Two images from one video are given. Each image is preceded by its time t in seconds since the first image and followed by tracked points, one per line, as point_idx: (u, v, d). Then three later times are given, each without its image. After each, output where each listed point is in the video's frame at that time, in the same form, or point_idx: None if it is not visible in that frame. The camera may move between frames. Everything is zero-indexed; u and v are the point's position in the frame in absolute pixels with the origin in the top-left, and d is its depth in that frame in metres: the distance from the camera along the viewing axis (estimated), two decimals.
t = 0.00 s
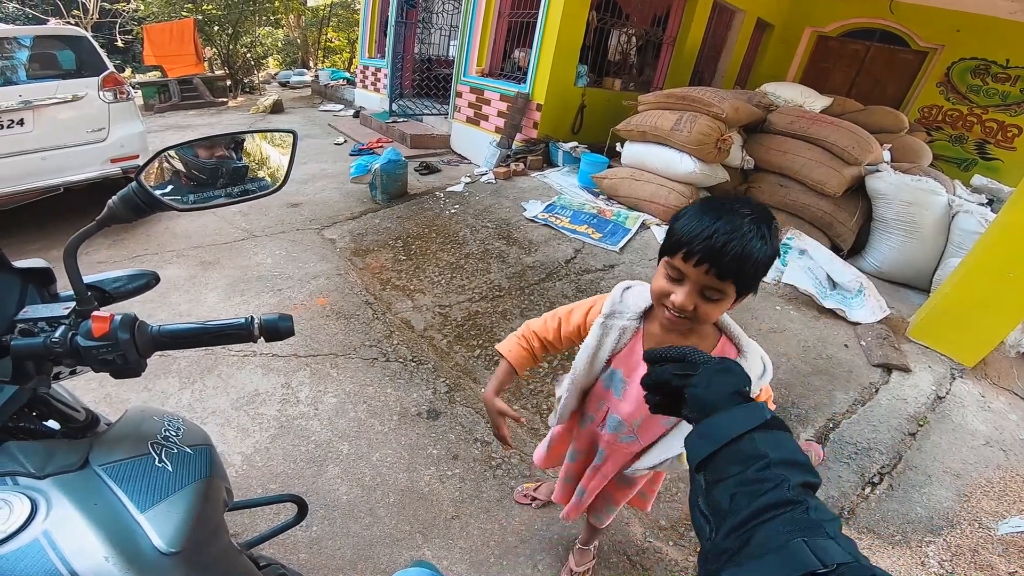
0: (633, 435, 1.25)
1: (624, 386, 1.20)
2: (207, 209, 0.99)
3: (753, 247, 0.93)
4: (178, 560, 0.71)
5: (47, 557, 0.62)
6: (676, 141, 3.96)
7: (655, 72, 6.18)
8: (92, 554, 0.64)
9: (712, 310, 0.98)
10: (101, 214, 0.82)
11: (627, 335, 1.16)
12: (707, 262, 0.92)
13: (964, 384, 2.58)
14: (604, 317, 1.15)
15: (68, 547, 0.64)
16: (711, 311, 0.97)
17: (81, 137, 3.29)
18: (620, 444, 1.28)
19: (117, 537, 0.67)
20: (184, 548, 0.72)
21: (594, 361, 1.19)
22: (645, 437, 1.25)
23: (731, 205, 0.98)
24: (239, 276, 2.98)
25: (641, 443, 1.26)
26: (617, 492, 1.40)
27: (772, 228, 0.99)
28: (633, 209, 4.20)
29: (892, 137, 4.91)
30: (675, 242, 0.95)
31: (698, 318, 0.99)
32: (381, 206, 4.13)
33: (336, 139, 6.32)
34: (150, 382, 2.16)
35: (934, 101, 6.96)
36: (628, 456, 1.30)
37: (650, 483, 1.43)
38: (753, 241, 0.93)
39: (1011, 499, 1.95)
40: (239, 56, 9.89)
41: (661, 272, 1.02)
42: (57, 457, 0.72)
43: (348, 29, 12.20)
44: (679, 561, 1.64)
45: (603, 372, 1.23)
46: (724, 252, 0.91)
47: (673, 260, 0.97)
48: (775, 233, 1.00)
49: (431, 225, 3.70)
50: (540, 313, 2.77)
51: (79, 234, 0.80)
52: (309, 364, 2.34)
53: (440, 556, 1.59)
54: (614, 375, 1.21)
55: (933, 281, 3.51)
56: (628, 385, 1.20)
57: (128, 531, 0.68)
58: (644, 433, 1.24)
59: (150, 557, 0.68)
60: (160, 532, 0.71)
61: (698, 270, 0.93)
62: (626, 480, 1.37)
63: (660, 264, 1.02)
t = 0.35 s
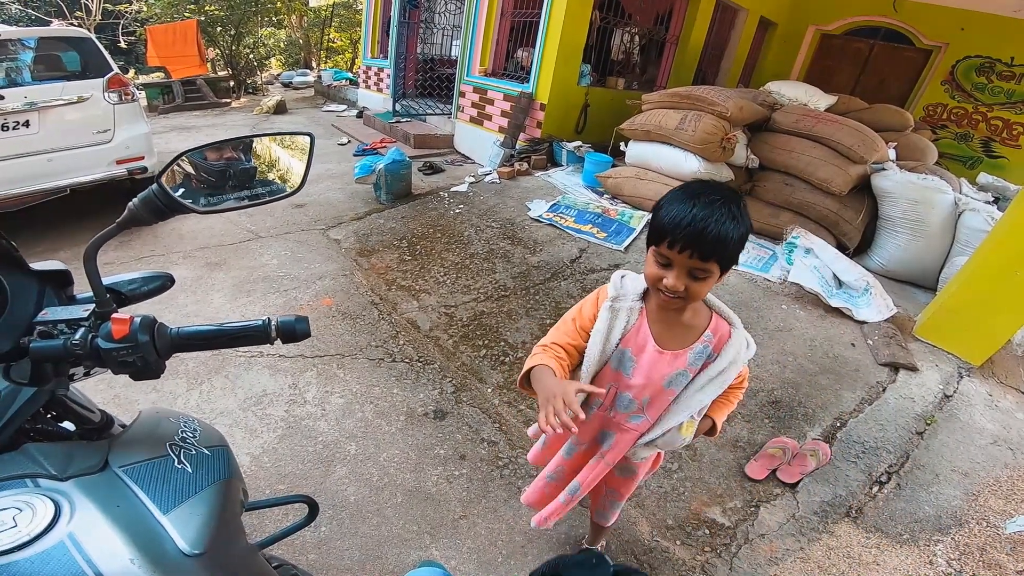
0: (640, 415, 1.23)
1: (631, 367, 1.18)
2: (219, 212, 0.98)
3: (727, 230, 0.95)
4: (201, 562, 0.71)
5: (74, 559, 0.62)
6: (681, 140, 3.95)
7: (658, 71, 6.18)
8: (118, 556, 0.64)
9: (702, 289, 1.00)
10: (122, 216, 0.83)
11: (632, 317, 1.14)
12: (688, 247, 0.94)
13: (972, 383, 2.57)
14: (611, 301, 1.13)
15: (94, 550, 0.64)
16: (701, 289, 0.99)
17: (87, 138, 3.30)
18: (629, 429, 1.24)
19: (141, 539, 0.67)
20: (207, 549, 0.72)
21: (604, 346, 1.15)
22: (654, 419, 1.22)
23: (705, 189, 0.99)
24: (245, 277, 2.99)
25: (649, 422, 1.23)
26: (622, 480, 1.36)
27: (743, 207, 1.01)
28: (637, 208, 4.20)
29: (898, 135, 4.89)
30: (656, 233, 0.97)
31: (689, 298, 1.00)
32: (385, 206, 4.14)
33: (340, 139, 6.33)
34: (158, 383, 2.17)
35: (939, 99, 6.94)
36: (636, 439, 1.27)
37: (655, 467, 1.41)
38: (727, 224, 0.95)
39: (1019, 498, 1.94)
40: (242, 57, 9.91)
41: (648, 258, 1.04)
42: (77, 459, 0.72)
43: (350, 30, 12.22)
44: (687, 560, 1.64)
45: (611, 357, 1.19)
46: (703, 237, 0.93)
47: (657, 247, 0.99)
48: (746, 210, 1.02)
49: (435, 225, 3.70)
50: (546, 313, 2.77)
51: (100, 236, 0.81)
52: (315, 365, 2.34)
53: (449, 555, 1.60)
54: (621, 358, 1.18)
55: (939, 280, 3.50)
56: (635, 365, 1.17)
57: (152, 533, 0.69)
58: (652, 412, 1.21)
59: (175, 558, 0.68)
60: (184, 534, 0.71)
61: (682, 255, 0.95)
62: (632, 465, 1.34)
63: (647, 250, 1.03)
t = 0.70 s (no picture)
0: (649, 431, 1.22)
1: (643, 392, 1.14)
2: (218, 214, 0.98)
3: (759, 262, 0.88)
4: (197, 563, 0.71)
5: (69, 559, 0.62)
6: (683, 142, 3.95)
7: (661, 72, 6.18)
8: (114, 558, 0.64)
9: (721, 322, 0.95)
10: (119, 219, 0.83)
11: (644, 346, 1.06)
12: (716, 285, 0.88)
13: (976, 385, 2.56)
14: (622, 335, 1.03)
15: (90, 551, 0.64)
16: (721, 322, 0.94)
17: (91, 140, 3.32)
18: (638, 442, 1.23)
19: (138, 541, 0.68)
20: (203, 550, 0.72)
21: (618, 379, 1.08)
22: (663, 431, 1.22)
23: (735, 212, 0.91)
24: (248, 279, 3.00)
25: (658, 437, 1.23)
26: (628, 487, 1.37)
27: (773, 231, 0.93)
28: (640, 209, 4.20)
29: (902, 136, 4.87)
30: (683, 267, 0.89)
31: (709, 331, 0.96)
32: (388, 208, 4.15)
33: (343, 141, 6.35)
34: (161, 384, 2.18)
35: (943, 100, 6.91)
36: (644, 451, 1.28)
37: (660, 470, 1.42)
38: (759, 255, 0.88)
39: None
40: (245, 59, 9.96)
41: (668, 288, 0.96)
42: (77, 461, 0.73)
43: (354, 31, 12.26)
44: (688, 562, 1.64)
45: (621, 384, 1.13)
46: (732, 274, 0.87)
47: (682, 283, 0.91)
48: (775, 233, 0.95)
49: (438, 227, 3.71)
50: (548, 315, 2.77)
51: (98, 239, 0.81)
52: (317, 367, 2.34)
53: (449, 557, 1.60)
54: (633, 385, 1.13)
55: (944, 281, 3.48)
56: (647, 391, 1.13)
57: (149, 535, 0.69)
58: (662, 429, 1.21)
59: (170, 560, 0.68)
60: (180, 535, 0.71)
61: (706, 294, 0.89)
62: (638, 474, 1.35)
63: (665, 282, 0.96)
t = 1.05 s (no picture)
0: (676, 465, 1.21)
1: (667, 428, 1.12)
2: (222, 217, 0.99)
3: (807, 308, 0.83)
4: (202, 564, 0.71)
5: (75, 559, 0.63)
6: (685, 144, 3.95)
7: (662, 74, 6.18)
8: (120, 559, 0.65)
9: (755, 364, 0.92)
10: (125, 222, 0.84)
11: (665, 381, 1.04)
12: (753, 337, 0.84)
13: (979, 387, 2.55)
14: (640, 371, 1.02)
15: (95, 552, 0.64)
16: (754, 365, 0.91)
17: (95, 143, 3.34)
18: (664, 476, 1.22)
19: (143, 541, 0.68)
20: (207, 551, 0.73)
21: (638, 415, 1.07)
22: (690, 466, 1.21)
23: (781, 252, 0.84)
24: (251, 281, 3.01)
25: (685, 471, 1.22)
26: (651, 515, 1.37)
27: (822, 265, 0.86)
28: (642, 212, 4.20)
29: (904, 137, 4.87)
30: (721, 313, 0.84)
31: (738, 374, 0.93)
32: (390, 210, 4.16)
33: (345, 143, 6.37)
34: (164, 387, 2.19)
35: (945, 101, 6.91)
36: (671, 485, 1.26)
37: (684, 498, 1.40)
38: (807, 301, 0.83)
39: None
40: (248, 61, 10.00)
41: (698, 330, 0.92)
42: (82, 463, 0.73)
43: (356, 34, 12.30)
44: (691, 565, 1.63)
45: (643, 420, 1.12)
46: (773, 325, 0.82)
47: (715, 330, 0.87)
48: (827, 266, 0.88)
49: (440, 230, 3.71)
50: (550, 317, 2.77)
51: (104, 243, 0.82)
52: (320, 369, 2.35)
53: (452, 559, 1.60)
54: (657, 422, 1.11)
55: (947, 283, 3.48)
56: (671, 426, 1.12)
57: (154, 536, 0.70)
58: (689, 462, 1.19)
59: (175, 561, 0.69)
60: (185, 535, 0.72)
61: (742, 344, 0.85)
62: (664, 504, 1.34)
63: (697, 324, 0.92)
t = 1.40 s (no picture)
0: (682, 478, 1.20)
1: (673, 439, 1.12)
2: (222, 216, 0.99)
3: (839, 327, 0.82)
4: (200, 565, 0.71)
5: (71, 559, 0.62)
6: (686, 143, 3.94)
7: (663, 74, 6.17)
8: (117, 559, 0.64)
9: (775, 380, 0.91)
10: (124, 220, 0.83)
11: (673, 389, 1.04)
12: (782, 355, 0.83)
13: (982, 387, 2.54)
14: (648, 375, 1.02)
15: (91, 552, 0.64)
16: (773, 380, 0.90)
17: (96, 143, 3.34)
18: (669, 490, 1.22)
19: (140, 542, 0.68)
20: (205, 552, 0.72)
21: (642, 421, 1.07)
22: (696, 481, 1.20)
23: (817, 270, 0.82)
24: (252, 281, 3.00)
25: (691, 486, 1.21)
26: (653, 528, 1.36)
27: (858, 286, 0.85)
28: (643, 211, 4.20)
29: (906, 137, 4.86)
30: (749, 328, 0.83)
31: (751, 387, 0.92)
32: (391, 210, 4.16)
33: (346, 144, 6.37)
34: (165, 386, 2.19)
35: (947, 101, 6.89)
36: (674, 499, 1.25)
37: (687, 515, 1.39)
38: (840, 320, 0.82)
39: None
40: (249, 62, 10.01)
41: (719, 342, 0.92)
42: (80, 462, 0.73)
43: (356, 34, 12.30)
44: (693, 565, 1.62)
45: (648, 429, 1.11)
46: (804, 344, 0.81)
47: (738, 344, 0.86)
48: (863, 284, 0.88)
49: (441, 229, 3.71)
50: (551, 317, 2.76)
51: (102, 241, 0.81)
52: (321, 369, 2.35)
53: (452, 560, 1.59)
54: (662, 432, 1.11)
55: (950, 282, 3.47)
56: (678, 438, 1.11)
57: (151, 536, 0.69)
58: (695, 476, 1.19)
59: (172, 562, 0.68)
60: (182, 535, 0.71)
61: (765, 359, 0.84)
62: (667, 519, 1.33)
63: (718, 334, 0.91)
